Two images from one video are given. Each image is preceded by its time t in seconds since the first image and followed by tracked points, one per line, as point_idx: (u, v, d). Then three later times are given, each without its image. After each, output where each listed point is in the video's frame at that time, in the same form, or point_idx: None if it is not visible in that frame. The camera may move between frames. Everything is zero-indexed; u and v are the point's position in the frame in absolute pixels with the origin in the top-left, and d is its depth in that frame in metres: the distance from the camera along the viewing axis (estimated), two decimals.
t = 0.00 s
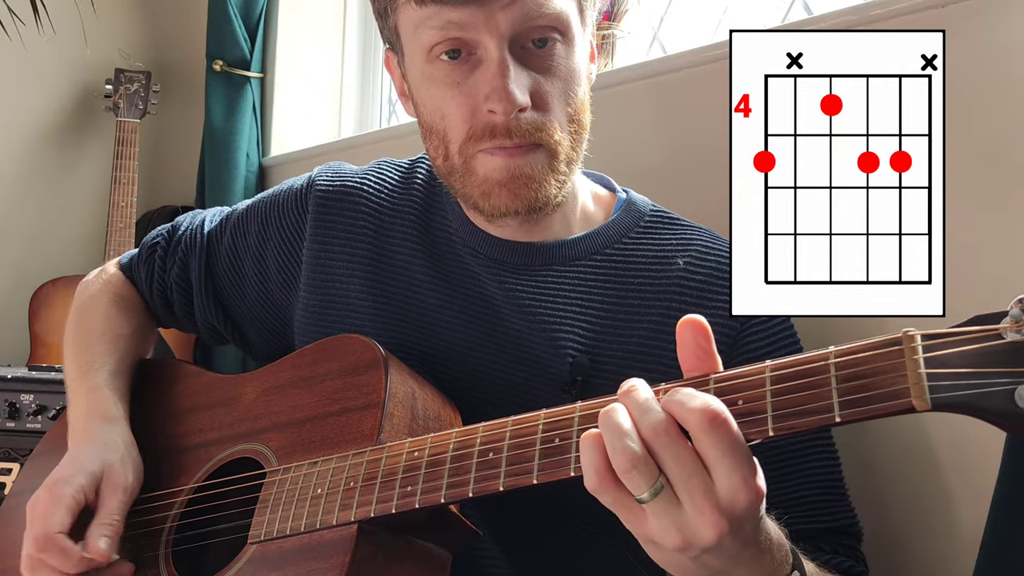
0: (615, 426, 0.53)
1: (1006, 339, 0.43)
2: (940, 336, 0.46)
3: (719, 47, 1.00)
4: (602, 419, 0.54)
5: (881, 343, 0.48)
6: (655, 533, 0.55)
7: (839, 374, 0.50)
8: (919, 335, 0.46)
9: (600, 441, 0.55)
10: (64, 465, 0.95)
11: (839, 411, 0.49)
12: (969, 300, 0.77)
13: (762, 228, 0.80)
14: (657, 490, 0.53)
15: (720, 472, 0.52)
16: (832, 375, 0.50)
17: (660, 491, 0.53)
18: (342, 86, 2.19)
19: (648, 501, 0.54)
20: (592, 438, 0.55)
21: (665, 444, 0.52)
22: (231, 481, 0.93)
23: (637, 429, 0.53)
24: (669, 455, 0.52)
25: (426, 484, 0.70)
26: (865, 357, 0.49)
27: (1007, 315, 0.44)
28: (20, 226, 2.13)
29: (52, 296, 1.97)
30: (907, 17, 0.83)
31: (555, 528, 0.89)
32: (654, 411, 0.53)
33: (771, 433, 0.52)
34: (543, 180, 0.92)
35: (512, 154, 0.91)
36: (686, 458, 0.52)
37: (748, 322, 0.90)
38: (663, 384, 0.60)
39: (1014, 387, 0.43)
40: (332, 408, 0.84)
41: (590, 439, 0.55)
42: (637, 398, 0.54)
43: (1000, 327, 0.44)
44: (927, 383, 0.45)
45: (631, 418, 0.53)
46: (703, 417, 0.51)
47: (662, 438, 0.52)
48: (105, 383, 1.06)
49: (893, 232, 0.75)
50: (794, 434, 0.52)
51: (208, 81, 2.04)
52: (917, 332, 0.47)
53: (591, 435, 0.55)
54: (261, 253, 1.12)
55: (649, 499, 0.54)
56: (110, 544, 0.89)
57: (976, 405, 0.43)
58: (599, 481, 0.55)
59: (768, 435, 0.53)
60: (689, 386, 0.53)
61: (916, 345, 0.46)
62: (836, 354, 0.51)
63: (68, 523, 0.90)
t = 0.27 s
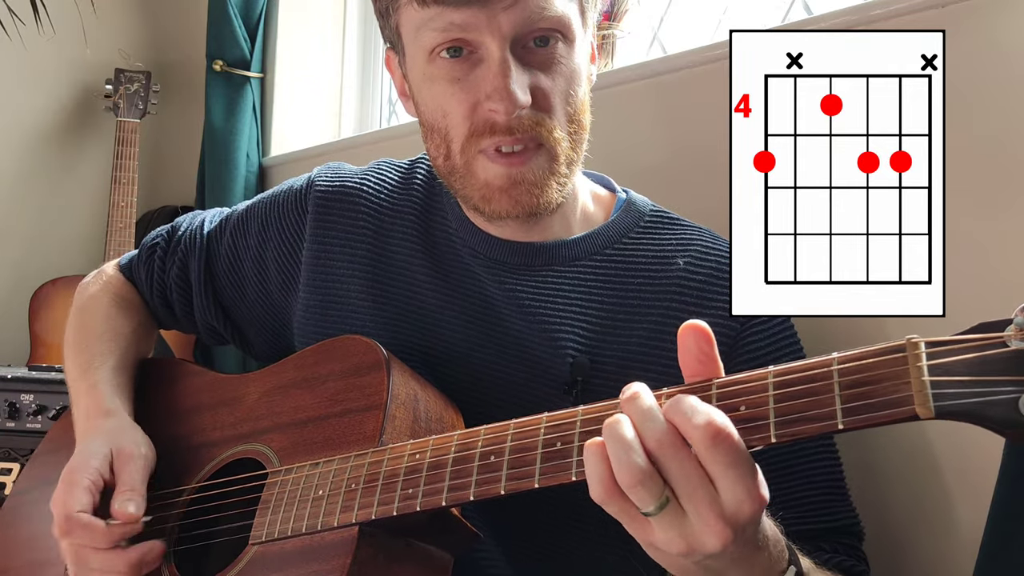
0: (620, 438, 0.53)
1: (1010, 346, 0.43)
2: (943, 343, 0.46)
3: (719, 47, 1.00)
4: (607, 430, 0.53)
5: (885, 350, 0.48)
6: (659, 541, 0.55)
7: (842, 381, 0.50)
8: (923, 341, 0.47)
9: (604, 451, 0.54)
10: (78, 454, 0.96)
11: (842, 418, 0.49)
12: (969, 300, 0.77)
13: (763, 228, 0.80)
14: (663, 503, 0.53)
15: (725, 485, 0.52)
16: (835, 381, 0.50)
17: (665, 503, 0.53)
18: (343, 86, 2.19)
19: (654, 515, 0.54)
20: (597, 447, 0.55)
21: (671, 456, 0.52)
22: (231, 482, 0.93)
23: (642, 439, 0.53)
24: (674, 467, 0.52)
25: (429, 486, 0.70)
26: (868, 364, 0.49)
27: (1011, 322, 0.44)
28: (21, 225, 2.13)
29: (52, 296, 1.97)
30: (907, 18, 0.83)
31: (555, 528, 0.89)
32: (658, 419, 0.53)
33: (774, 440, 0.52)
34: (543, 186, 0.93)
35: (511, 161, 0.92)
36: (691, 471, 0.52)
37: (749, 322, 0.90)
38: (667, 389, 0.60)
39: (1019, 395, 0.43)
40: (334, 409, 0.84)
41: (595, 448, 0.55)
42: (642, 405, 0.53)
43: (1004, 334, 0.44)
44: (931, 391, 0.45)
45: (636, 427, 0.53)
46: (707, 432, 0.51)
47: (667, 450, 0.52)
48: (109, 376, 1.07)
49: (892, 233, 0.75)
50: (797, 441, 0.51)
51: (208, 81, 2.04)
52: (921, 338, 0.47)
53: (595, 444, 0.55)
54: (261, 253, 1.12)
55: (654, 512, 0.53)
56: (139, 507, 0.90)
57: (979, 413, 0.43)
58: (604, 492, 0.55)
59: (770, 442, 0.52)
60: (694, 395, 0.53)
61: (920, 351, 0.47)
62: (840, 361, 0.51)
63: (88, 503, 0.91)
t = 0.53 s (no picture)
0: (657, 456, 0.53)
1: None
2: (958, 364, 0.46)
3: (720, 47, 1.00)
4: (642, 447, 0.54)
5: (914, 379, 0.49)
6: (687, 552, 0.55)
7: (870, 407, 0.50)
8: (950, 372, 0.47)
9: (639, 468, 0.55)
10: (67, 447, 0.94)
11: (870, 443, 0.50)
12: (969, 302, 0.77)
13: (762, 227, 0.80)
14: (698, 521, 0.54)
15: (759, 506, 0.52)
16: (862, 407, 0.50)
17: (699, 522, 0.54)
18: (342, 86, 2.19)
19: (690, 535, 0.54)
20: (631, 462, 0.55)
21: (706, 477, 0.53)
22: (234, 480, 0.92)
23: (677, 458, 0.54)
24: (710, 486, 0.53)
25: (442, 492, 0.71)
26: (897, 392, 0.49)
27: None
28: (20, 225, 2.13)
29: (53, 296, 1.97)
30: (907, 18, 0.83)
31: (561, 529, 0.89)
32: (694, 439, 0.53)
33: (800, 462, 0.53)
34: (540, 160, 0.93)
35: (510, 134, 0.93)
36: (726, 492, 0.53)
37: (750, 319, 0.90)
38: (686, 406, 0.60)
39: None
40: (339, 408, 0.85)
41: (629, 463, 0.55)
42: (680, 422, 0.54)
43: None
44: (959, 419, 0.46)
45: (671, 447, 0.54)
46: (747, 457, 0.51)
47: (704, 470, 0.53)
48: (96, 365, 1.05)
49: (892, 232, 0.76)
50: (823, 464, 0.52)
51: (208, 81, 2.04)
52: (948, 369, 0.47)
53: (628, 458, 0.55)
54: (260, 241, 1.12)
55: (690, 530, 0.54)
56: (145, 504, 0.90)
57: (1003, 445, 0.44)
58: (638, 508, 0.55)
59: (796, 465, 0.53)
60: (727, 417, 0.53)
61: (947, 381, 0.47)
62: (866, 386, 0.51)
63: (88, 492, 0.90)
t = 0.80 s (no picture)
0: (652, 452, 0.53)
1: None
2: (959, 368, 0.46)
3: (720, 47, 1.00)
4: (638, 443, 0.54)
5: (914, 378, 0.49)
6: (688, 551, 0.55)
7: (869, 406, 0.50)
8: (949, 371, 0.47)
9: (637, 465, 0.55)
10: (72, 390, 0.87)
11: (867, 439, 0.50)
12: (973, 303, 0.76)
13: (762, 227, 0.81)
14: (695, 516, 0.53)
15: (756, 500, 0.52)
16: (862, 406, 0.50)
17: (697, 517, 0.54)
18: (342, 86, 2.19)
19: (686, 529, 0.54)
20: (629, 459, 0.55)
21: (701, 473, 0.53)
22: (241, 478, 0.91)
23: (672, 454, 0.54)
24: (706, 482, 0.53)
25: (448, 491, 0.71)
26: (896, 391, 0.49)
27: None
28: (20, 225, 2.13)
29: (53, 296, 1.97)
30: (906, 18, 0.83)
31: (560, 527, 0.89)
32: (686, 434, 0.53)
33: (798, 457, 0.52)
34: (544, 161, 0.94)
35: (517, 134, 0.93)
36: (722, 488, 0.53)
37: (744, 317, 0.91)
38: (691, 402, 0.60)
39: None
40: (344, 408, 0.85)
41: (627, 460, 0.55)
42: (675, 420, 0.54)
43: None
44: (956, 418, 0.46)
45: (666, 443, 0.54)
46: (738, 455, 0.51)
47: (697, 464, 0.53)
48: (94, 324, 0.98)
49: (892, 233, 0.75)
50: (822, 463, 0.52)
51: (208, 81, 2.04)
52: (947, 367, 0.47)
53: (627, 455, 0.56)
54: (259, 234, 1.08)
55: (688, 526, 0.54)
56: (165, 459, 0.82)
57: (1000, 442, 0.43)
58: (636, 504, 0.55)
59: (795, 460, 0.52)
60: (724, 419, 0.54)
61: (946, 380, 0.47)
62: (866, 386, 0.51)
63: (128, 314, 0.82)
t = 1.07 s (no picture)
0: (662, 462, 0.53)
1: None
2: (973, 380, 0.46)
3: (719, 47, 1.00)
4: (647, 453, 0.54)
5: (922, 387, 0.49)
6: (694, 557, 0.55)
7: (877, 414, 0.50)
8: (959, 381, 0.47)
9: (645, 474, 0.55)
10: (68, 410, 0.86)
11: (875, 450, 0.50)
12: (971, 303, 0.77)
13: (762, 228, 0.81)
14: (706, 524, 0.53)
15: (765, 508, 0.52)
16: (869, 415, 0.51)
17: (707, 526, 0.54)
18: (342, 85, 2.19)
19: (696, 537, 0.54)
20: (638, 467, 0.55)
21: (712, 481, 0.53)
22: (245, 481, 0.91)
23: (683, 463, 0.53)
24: (717, 490, 0.53)
25: (451, 496, 0.71)
26: (904, 399, 0.49)
27: None
28: (20, 225, 2.13)
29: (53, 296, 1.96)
30: (906, 18, 0.83)
31: (566, 530, 0.89)
32: (695, 442, 0.53)
33: (805, 467, 0.52)
34: (559, 173, 0.94)
35: (531, 149, 0.94)
36: (733, 497, 0.53)
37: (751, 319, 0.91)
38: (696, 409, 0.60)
39: None
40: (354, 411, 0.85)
41: (636, 469, 0.55)
42: (684, 428, 0.54)
43: None
44: (965, 428, 0.46)
45: (676, 452, 0.54)
46: (751, 466, 0.51)
47: (706, 472, 0.53)
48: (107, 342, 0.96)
49: (892, 232, 0.76)
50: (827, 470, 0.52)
51: (208, 81, 2.04)
52: (955, 377, 0.47)
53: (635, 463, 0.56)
54: (259, 239, 1.08)
55: (699, 535, 0.54)
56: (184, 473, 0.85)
57: (1008, 453, 0.44)
58: (645, 513, 0.55)
59: (801, 469, 0.53)
60: (733, 427, 0.54)
61: (954, 392, 0.47)
62: (874, 395, 0.51)
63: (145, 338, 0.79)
